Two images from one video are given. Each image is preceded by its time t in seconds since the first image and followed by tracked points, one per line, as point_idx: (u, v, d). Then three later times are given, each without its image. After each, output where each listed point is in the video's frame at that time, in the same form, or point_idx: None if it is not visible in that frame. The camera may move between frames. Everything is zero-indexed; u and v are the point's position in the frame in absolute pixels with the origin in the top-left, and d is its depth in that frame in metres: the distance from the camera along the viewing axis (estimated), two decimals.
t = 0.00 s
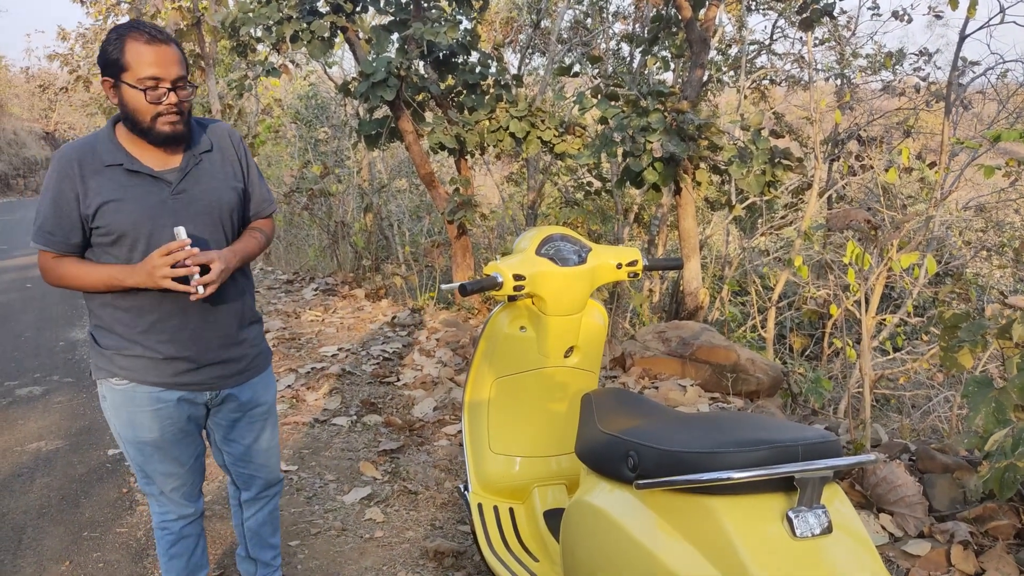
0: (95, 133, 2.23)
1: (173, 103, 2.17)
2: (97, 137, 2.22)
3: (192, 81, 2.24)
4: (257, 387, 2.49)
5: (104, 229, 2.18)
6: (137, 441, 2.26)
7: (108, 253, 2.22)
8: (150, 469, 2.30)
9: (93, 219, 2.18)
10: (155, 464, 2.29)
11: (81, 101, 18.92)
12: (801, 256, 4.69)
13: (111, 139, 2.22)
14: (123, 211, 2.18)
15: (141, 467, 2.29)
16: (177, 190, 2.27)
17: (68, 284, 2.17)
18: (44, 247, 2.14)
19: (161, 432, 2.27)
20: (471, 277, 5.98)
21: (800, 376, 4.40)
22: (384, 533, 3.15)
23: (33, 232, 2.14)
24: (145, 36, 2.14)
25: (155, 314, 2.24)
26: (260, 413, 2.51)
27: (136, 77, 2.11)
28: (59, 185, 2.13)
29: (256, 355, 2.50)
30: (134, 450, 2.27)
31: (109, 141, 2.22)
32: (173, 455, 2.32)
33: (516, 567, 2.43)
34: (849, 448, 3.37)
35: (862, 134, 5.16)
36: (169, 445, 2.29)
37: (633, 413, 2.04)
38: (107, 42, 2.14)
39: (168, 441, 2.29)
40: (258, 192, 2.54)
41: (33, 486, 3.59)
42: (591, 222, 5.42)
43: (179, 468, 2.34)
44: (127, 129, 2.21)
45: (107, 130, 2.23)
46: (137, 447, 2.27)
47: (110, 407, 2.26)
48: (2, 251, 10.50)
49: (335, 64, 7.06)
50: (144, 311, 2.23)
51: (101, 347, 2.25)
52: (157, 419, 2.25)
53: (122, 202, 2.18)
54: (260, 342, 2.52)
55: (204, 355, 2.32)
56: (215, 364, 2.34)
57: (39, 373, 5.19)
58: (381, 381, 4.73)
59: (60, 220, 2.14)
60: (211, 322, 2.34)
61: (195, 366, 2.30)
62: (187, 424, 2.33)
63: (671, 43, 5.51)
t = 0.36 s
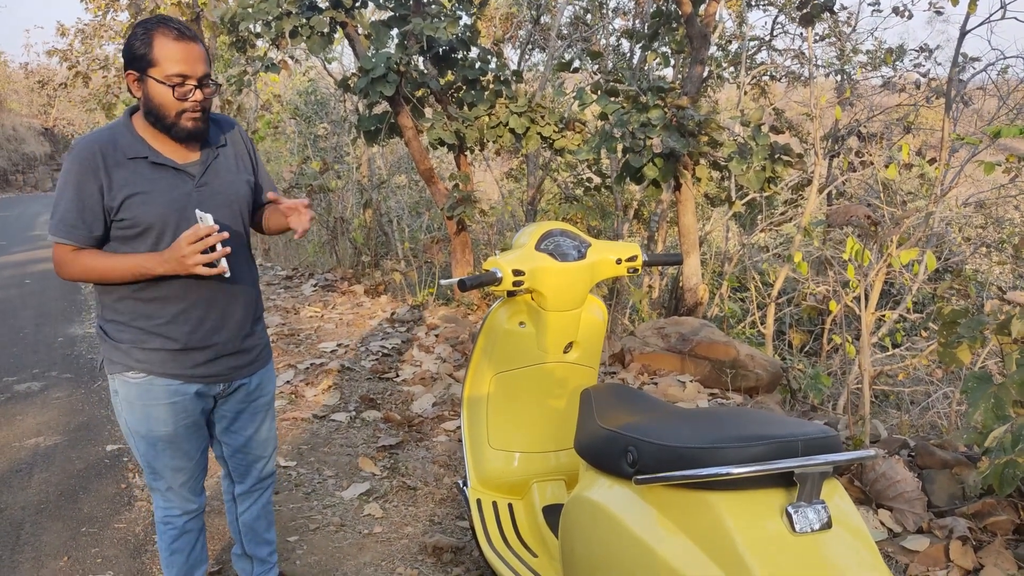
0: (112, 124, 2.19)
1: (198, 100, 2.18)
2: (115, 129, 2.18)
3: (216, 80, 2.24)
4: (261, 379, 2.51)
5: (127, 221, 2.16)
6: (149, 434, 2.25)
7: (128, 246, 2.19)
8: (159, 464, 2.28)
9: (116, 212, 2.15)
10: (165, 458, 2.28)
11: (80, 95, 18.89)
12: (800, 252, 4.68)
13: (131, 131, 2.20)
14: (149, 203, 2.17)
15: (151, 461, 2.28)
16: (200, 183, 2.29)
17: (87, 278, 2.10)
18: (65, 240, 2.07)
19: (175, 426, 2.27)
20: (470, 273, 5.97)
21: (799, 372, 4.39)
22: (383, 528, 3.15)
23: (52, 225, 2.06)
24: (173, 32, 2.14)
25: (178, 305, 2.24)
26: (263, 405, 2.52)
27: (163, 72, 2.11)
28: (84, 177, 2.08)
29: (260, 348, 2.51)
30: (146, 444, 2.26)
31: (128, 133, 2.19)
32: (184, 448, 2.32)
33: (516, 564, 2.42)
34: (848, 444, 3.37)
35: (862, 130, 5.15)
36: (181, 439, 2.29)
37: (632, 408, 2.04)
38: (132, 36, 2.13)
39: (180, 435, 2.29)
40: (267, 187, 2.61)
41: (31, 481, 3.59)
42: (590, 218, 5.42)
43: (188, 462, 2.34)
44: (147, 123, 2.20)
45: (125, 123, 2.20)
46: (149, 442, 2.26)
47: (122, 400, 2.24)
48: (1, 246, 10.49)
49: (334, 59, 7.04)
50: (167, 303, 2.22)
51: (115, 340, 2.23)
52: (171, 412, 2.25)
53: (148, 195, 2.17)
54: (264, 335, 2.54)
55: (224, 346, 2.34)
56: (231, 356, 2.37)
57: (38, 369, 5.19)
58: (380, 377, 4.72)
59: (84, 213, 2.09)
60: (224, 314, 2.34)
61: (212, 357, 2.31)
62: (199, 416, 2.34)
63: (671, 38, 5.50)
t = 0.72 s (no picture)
0: (115, 122, 2.20)
1: (199, 98, 2.18)
2: (119, 127, 2.19)
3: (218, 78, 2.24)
4: (262, 380, 2.50)
5: (128, 220, 2.17)
6: (149, 434, 2.25)
7: (128, 244, 2.20)
8: (159, 463, 2.28)
9: (116, 210, 2.15)
10: (165, 458, 2.28)
11: (81, 95, 18.90)
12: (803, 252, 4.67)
13: (135, 130, 2.20)
14: (149, 203, 2.17)
15: (152, 460, 2.28)
16: (202, 184, 2.28)
17: (86, 275, 2.12)
18: (64, 237, 2.09)
19: (175, 425, 2.27)
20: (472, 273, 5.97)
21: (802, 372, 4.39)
22: (385, 528, 3.15)
23: (53, 221, 2.08)
24: (175, 31, 2.14)
25: (178, 305, 2.24)
26: (264, 406, 2.51)
27: (164, 71, 2.12)
28: (85, 175, 2.08)
29: (261, 348, 2.50)
30: (145, 444, 2.25)
31: (131, 132, 2.19)
32: (185, 448, 2.32)
33: (520, 564, 2.42)
34: (851, 444, 3.37)
35: (864, 130, 5.14)
36: (181, 438, 2.29)
37: (635, 408, 2.04)
38: (134, 36, 2.13)
39: (180, 434, 2.29)
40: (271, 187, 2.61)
41: (34, 481, 3.59)
42: (592, 218, 5.42)
43: (188, 461, 2.34)
44: (150, 123, 2.20)
45: (129, 122, 2.21)
46: (149, 441, 2.26)
47: (122, 400, 2.24)
48: (4, 246, 10.51)
49: (336, 59, 7.04)
50: (167, 303, 2.22)
51: (116, 339, 2.23)
52: (171, 412, 2.25)
53: (149, 194, 2.17)
54: (266, 335, 2.53)
55: (223, 347, 2.33)
56: (231, 357, 2.36)
57: (40, 369, 5.19)
58: (382, 377, 4.72)
59: (84, 210, 2.10)
60: (224, 314, 2.34)
61: (212, 357, 2.31)
62: (198, 416, 2.34)
63: (672, 38, 5.49)
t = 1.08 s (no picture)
0: (113, 125, 2.22)
1: (188, 93, 2.18)
2: (115, 129, 2.21)
3: (209, 74, 2.24)
4: (265, 382, 2.50)
5: (121, 222, 2.17)
6: (147, 434, 2.26)
7: (124, 246, 2.21)
8: (159, 463, 2.29)
9: (110, 212, 2.16)
10: (164, 457, 2.29)
11: (86, 96, 18.95)
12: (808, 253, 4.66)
13: (131, 131, 2.22)
14: (142, 204, 2.18)
15: (151, 460, 2.28)
16: (196, 185, 2.27)
17: (81, 275, 2.14)
18: (60, 237, 2.11)
19: (173, 425, 2.28)
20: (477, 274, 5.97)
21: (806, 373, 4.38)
22: (390, 529, 3.16)
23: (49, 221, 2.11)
24: (164, 29, 2.15)
25: (172, 307, 2.24)
26: (266, 408, 2.51)
27: (152, 68, 2.13)
28: (79, 175, 2.11)
29: (264, 351, 2.50)
30: (144, 444, 2.27)
31: (127, 133, 2.21)
32: (184, 448, 2.32)
33: (524, 565, 2.42)
34: (857, 445, 3.36)
35: (869, 130, 5.13)
36: (179, 438, 2.30)
37: (641, 409, 2.04)
38: (125, 36, 2.16)
39: (178, 435, 2.30)
40: (282, 185, 2.57)
41: (40, 480, 3.61)
42: (597, 218, 5.42)
43: (188, 461, 2.34)
44: (144, 122, 2.22)
45: (126, 123, 2.23)
46: (148, 441, 2.26)
47: (120, 400, 2.25)
48: (10, 247, 10.56)
49: (341, 60, 7.05)
50: (161, 304, 2.23)
51: (113, 340, 2.25)
52: (168, 412, 2.26)
53: (141, 195, 2.18)
54: (268, 337, 2.52)
55: (217, 350, 2.33)
56: (228, 359, 2.36)
57: (46, 369, 5.21)
58: (387, 377, 4.73)
59: (78, 210, 2.12)
60: (223, 316, 2.33)
61: (207, 359, 2.31)
62: (197, 417, 2.34)
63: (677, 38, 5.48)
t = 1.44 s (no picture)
0: (109, 123, 2.25)
1: (169, 80, 2.16)
2: (110, 127, 2.23)
3: (196, 63, 2.22)
4: (263, 383, 2.48)
5: (112, 221, 2.18)
6: (142, 432, 2.26)
7: (116, 244, 2.22)
8: (155, 461, 2.29)
9: (101, 211, 2.17)
10: (160, 455, 2.29)
11: (85, 96, 18.94)
12: (809, 253, 4.65)
13: (124, 129, 2.23)
14: (131, 204, 2.18)
15: (146, 457, 2.29)
16: (187, 185, 2.25)
17: (75, 271, 2.17)
18: (54, 234, 2.14)
19: (166, 424, 2.27)
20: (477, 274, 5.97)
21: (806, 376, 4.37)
22: (391, 528, 3.15)
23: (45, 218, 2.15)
24: (150, 22, 2.17)
25: (163, 307, 2.24)
26: (266, 409, 2.50)
27: (135, 57, 2.14)
28: (72, 174, 2.13)
29: (263, 351, 2.49)
30: (139, 441, 2.27)
31: (120, 129, 2.22)
32: (180, 446, 2.32)
33: (525, 565, 2.42)
34: (858, 445, 3.35)
35: (871, 130, 5.13)
36: (174, 437, 2.30)
37: (642, 409, 2.03)
38: (117, 33, 2.19)
39: (173, 433, 2.30)
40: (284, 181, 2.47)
41: (40, 480, 3.60)
42: (598, 218, 5.42)
43: (185, 460, 2.34)
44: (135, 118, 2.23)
45: (121, 121, 2.25)
46: (142, 439, 2.27)
47: (114, 397, 2.27)
48: (11, 247, 10.56)
49: (342, 60, 7.04)
50: (151, 304, 2.23)
51: (109, 338, 2.27)
52: (161, 411, 2.26)
53: (130, 195, 2.18)
54: (266, 338, 2.49)
55: (208, 350, 2.31)
56: (221, 359, 2.35)
57: (46, 368, 5.21)
58: (387, 377, 4.72)
59: (71, 208, 2.14)
60: (217, 316, 2.32)
61: (198, 360, 2.30)
62: (192, 416, 2.34)
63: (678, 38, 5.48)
